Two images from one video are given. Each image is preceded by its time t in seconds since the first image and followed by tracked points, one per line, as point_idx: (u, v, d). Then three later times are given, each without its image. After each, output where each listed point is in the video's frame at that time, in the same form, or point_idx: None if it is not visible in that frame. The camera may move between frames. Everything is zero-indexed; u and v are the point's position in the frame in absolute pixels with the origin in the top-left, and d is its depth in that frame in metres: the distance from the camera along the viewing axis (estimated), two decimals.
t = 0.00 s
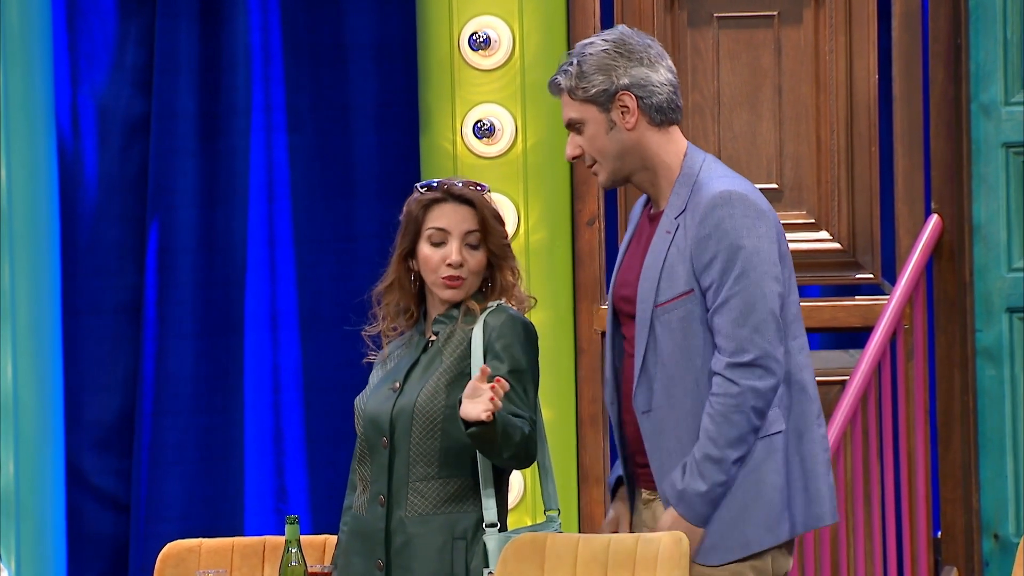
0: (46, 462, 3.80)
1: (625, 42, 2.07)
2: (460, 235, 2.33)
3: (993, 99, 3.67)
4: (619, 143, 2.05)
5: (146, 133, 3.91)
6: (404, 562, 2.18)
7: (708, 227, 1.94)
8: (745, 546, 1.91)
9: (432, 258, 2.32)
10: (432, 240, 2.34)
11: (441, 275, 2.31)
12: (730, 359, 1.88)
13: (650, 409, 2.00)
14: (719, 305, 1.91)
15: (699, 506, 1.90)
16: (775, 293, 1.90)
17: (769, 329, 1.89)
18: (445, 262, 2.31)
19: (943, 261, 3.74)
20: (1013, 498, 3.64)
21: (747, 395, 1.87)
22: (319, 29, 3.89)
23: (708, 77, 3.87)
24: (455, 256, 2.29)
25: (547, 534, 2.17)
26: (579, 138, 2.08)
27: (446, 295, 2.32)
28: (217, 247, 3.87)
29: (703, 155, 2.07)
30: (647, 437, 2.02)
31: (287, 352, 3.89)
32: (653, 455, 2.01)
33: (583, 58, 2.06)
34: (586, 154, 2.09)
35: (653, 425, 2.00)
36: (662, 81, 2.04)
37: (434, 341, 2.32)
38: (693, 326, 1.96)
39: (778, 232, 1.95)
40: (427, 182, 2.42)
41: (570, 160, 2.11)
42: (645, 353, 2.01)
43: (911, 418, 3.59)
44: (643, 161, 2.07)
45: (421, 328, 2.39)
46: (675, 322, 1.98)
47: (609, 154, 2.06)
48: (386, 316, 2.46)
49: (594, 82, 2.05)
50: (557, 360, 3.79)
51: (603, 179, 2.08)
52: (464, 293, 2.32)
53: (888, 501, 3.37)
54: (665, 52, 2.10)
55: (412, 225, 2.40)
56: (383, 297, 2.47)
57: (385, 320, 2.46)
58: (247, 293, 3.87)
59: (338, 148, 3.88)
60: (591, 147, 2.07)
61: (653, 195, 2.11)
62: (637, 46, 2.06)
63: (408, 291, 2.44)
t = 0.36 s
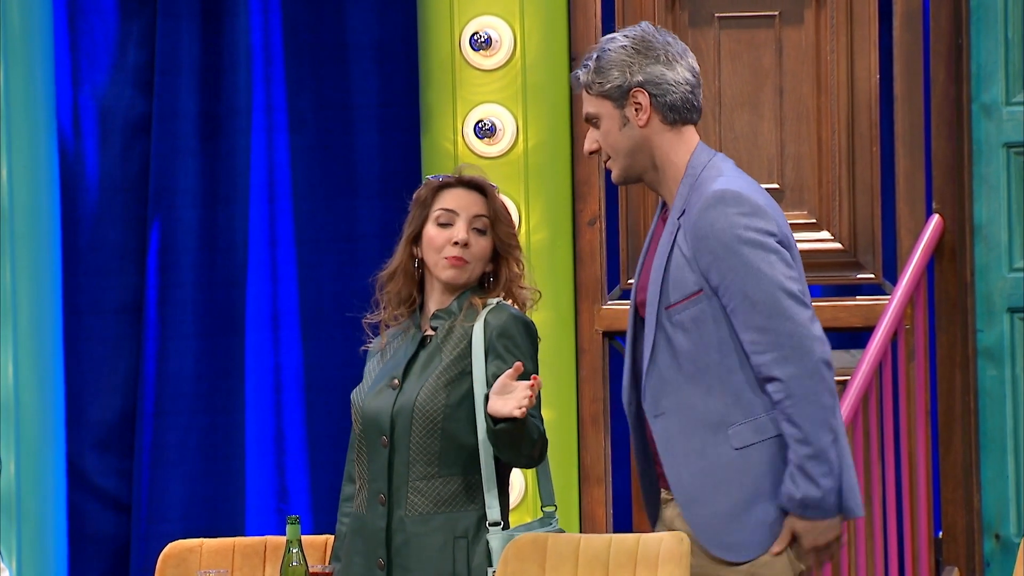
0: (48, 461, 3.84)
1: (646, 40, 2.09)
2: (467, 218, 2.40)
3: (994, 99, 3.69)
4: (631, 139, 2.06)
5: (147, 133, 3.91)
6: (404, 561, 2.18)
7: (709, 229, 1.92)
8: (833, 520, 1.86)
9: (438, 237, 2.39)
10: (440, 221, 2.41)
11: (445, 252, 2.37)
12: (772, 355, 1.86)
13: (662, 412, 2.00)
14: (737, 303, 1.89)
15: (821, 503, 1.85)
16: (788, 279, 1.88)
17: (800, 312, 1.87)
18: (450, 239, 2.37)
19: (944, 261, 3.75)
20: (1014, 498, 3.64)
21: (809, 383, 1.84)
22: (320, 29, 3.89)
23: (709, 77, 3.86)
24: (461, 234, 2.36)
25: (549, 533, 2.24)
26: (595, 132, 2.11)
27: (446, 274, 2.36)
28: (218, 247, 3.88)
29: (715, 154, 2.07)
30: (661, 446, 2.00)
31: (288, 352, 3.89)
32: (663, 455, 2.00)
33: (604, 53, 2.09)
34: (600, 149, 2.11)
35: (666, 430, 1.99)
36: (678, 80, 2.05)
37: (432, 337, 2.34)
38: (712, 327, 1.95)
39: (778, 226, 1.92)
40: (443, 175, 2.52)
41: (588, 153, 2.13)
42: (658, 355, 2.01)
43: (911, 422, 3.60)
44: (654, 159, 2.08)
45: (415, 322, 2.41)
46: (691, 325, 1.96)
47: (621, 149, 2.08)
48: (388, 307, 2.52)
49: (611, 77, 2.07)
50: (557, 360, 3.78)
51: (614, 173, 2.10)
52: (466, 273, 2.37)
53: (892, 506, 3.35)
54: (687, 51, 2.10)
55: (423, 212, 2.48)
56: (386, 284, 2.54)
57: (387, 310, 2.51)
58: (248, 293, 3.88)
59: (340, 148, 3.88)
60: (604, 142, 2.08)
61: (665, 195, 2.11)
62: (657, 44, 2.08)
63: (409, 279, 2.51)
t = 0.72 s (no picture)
0: (48, 462, 3.83)
1: (661, 46, 2.07)
2: (444, 219, 2.37)
3: (994, 100, 3.72)
4: (635, 144, 2.06)
5: (147, 134, 3.91)
6: (413, 562, 2.18)
7: (712, 239, 1.89)
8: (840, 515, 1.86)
9: (417, 243, 2.37)
10: (417, 227, 2.39)
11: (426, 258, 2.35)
12: (779, 365, 1.84)
13: (679, 420, 1.97)
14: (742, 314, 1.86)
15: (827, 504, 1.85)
16: (792, 287, 1.85)
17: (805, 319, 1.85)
18: (428, 245, 2.35)
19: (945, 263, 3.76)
20: (1015, 499, 3.64)
21: (816, 391, 1.83)
22: (320, 30, 3.89)
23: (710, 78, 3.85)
24: (437, 237, 2.33)
25: (551, 535, 2.29)
26: (601, 133, 2.11)
27: (430, 279, 2.35)
28: (219, 247, 3.88)
29: (723, 158, 2.04)
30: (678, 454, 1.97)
31: (289, 352, 3.90)
32: (684, 464, 1.97)
33: (618, 55, 2.08)
34: (604, 150, 2.11)
35: (680, 440, 1.97)
36: (688, 90, 2.03)
37: (435, 338, 2.33)
38: (721, 337, 1.92)
39: (782, 233, 1.88)
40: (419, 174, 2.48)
41: (593, 151, 2.14)
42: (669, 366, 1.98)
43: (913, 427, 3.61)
44: (658, 166, 2.07)
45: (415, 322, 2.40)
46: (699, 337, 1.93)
47: (625, 152, 2.07)
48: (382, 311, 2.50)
49: (622, 80, 2.06)
50: (558, 361, 3.78)
51: (617, 176, 2.10)
52: (450, 276, 2.35)
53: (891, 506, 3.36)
54: (702, 60, 2.08)
55: (403, 215, 2.46)
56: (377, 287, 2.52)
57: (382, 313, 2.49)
58: (248, 294, 3.88)
59: (341, 149, 3.88)
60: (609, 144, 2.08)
61: (671, 200, 2.11)
62: (672, 52, 2.06)
63: (398, 283, 2.49)
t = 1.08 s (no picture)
0: (48, 464, 3.83)
1: (672, 47, 2.07)
2: (410, 226, 2.36)
3: (994, 102, 3.72)
4: (639, 142, 2.05)
5: (147, 135, 3.91)
6: (425, 562, 2.19)
7: (734, 233, 1.90)
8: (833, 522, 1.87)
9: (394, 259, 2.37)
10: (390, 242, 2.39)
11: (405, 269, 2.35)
12: (796, 361, 1.85)
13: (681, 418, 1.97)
14: (762, 308, 1.87)
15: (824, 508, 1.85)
16: (814, 287, 1.87)
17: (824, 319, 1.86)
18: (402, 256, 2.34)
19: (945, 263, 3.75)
20: (1015, 501, 3.64)
21: (830, 390, 1.84)
22: (320, 31, 3.89)
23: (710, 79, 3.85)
24: (405, 247, 2.32)
25: (551, 537, 2.24)
26: (602, 131, 2.10)
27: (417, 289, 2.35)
28: (220, 248, 3.88)
29: (728, 160, 2.05)
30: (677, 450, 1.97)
31: (290, 353, 3.90)
32: (682, 461, 1.96)
33: (628, 53, 2.07)
34: (604, 149, 2.10)
35: (683, 436, 1.96)
36: (696, 92, 2.03)
37: (446, 341, 2.33)
38: (732, 333, 1.92)
39: (802, 230, 1.90)
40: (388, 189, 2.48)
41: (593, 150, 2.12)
42: (675, 360, 1.97)
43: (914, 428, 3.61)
44: (661, 165, 2.07)
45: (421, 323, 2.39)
46: (711, 331, 1.93)
47: (628, 151, 2.07)
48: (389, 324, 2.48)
49: (630, 78, 2.06)
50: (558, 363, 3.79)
51: (618, 174, 2.09)
52: (431, 279, 2.33)
53: (891, 506, 3.35)
54: (712, 65, 2.08)
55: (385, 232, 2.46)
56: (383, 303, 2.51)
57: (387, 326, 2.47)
58: (249, 294, 3.88)
59: (341, 150, 3.88)
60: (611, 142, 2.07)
61: (674, 201, 2.10)
62: (683, 54, 2.06)
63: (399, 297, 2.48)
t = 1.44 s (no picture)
0: (49, 466, 3.83)
1: (647, 52, 2.09)
2: (410, 217, 2.36)
3: (995, 104, 3.68)
4: (626, 148, 2.06)
5: (148, 136, 3.91)
6: (457, 562, 2.20)
7: (727, 233, 1.93)
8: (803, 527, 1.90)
9: (395, 249, 2.35)
10: (390, 236, 2.37)
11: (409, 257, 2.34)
12: (781, 363, 1.88)
13: (661, 416, 2.00)
14: (750, 309, 1.90)
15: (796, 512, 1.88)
16: (804, 291, 1.90)
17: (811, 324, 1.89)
18: (405, 244, 2.34)
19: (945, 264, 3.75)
20: (1017, 504, 3.63)
21: (810, 394, 1.87)
22: (321, 33, 3.89)
23: (711, 82, 3.85)
24: (409, 233, 2.33)
25: (551, 538, 2.20)
26: (587, 143, 2.10)
27: (422, 275, 2.33)
28: (220, 250, 3.88)
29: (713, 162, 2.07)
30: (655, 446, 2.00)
31: (291, 354, 3.90)
32: (659, 457, 1.99)
33: (604, 63, 2.08)
34: (591, 160, 2.10)
35: (664, 432, 1.99)
36: (677, 92, 2.05)
37: (460, 339, 2.32)
38: (717, 333, 1.95)
39: (794, 234, 1.94)
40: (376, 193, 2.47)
41: (580, 164, 2.12)
42: (658, 357, 2.00)
43: (914, 429, 3.61)
44: (648, 169, 2.07)
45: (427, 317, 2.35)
46: (696, 329, 1.96)
47: (615, 160, 2.07)
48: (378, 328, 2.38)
49: (609, 85, 2.06)
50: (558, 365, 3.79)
51: (606, 185, 2.09)
52: (437, 264, 2.33)
53: (891, 507, 3.35)
54: (687, 67, 2.10)
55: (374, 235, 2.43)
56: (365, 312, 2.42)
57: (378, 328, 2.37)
58: (249, 296, 3.87)
59: (342, 152, 3.88)
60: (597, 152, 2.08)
61: (661, 204, 2.11)
62: (659, 57, 2.08)
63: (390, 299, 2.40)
